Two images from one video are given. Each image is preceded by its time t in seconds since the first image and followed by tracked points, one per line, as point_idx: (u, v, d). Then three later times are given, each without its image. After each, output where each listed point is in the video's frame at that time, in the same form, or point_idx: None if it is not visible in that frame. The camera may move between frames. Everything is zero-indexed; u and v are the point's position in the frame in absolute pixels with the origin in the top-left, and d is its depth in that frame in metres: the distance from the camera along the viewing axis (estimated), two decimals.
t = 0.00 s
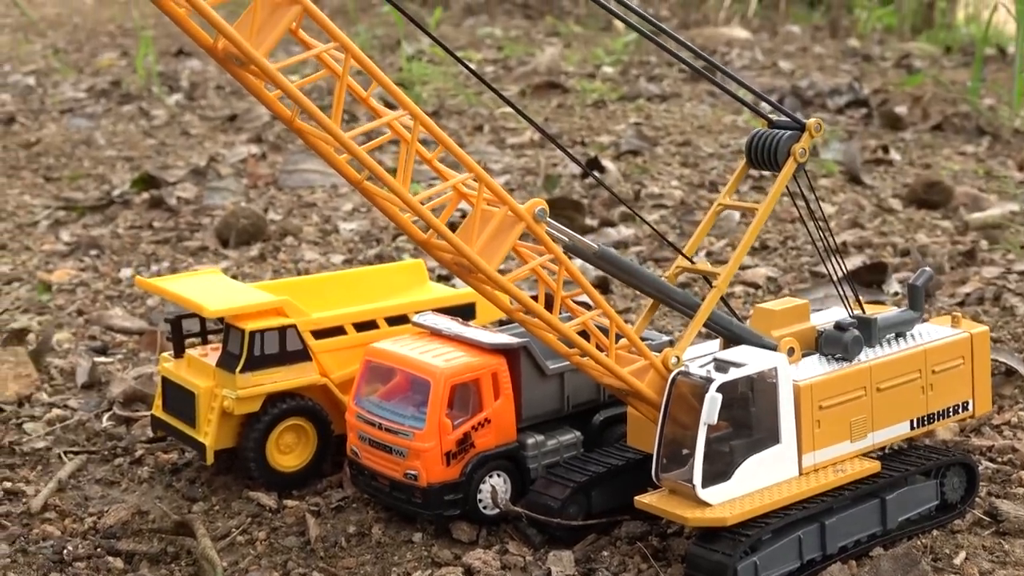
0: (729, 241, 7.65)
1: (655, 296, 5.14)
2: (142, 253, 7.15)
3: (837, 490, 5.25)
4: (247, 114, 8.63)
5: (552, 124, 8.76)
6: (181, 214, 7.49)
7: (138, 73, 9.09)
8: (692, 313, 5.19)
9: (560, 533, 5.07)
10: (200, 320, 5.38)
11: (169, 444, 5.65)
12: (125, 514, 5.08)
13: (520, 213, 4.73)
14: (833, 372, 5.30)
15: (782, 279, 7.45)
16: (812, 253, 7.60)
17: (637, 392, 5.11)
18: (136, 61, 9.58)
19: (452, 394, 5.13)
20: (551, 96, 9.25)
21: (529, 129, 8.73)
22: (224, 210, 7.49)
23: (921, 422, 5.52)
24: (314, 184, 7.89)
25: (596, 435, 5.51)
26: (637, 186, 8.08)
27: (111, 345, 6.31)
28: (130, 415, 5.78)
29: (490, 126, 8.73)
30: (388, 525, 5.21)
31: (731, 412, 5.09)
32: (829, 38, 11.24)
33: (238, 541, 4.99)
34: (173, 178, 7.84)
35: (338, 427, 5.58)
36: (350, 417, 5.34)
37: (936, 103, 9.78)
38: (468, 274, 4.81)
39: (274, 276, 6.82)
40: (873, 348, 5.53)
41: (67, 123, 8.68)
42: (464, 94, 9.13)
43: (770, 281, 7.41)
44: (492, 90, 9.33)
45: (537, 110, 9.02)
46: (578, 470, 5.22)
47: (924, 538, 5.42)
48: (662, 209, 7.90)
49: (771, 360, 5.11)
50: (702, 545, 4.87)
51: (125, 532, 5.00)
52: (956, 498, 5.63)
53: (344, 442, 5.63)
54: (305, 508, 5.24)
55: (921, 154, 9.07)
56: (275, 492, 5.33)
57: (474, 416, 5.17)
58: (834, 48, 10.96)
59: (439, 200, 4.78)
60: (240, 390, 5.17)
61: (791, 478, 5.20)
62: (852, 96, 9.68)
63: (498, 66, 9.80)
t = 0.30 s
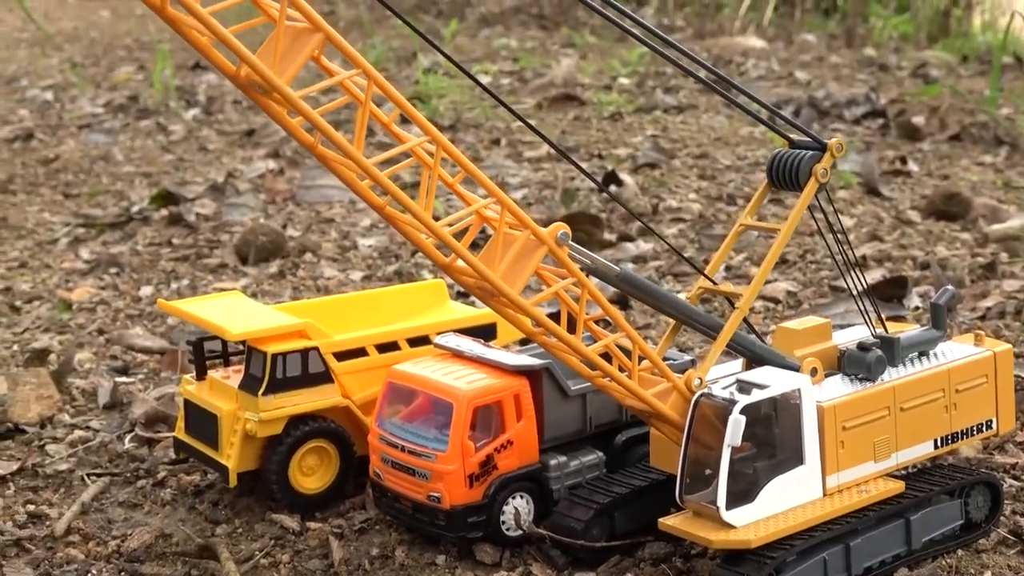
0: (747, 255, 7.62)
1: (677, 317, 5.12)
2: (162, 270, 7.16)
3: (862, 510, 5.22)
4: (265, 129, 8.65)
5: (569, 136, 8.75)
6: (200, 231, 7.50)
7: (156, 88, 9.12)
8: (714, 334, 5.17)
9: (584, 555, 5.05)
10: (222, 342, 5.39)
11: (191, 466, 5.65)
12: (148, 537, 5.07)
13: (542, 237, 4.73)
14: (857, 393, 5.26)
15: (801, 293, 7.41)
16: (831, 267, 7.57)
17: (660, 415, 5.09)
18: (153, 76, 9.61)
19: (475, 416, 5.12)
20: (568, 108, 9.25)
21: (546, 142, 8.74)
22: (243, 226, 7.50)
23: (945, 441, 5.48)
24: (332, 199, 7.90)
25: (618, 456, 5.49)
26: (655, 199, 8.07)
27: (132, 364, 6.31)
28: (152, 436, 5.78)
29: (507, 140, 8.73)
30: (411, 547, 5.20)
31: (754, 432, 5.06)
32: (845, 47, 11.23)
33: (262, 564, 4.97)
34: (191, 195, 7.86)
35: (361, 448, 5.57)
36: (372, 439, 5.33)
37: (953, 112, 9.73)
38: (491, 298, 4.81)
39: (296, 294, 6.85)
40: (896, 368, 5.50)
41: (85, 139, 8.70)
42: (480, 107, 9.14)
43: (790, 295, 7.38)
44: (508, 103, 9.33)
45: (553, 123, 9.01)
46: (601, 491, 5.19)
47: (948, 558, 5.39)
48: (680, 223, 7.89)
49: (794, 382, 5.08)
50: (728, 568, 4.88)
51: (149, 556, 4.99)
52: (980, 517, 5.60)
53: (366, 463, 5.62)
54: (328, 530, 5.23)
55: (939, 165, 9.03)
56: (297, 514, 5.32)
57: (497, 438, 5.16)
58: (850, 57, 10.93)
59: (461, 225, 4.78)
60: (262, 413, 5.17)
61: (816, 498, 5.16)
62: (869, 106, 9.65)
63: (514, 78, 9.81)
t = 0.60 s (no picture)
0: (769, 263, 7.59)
1: (702, 327, 5.11)
2: (184, 274, 7.17)
3: (887, 522, 5.19)
4: (286, 133, 8.67)
5: (590, 141, 8.73)
6: (222, 235, 7.51)
7: (177, 91, 9.14)
8: (739, 345, 5.16)
9: (608, 565, 5.02)
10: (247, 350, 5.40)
11: (214, 472, 5.65)
12: (172, 544, 5.04)
13: (568, 248, 4.73)
14: (882, 404, 5.24)
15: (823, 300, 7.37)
16: (854, 274, 7.54)
17: (685, 425, 5.07)
18: (174, 79, 9.63)
19: (499, 425, 5.11)
20: (588, 113, 9.24)
21: (566, 147, 8.73)
22: (264, 231, 7.51)
23: (970, 453, 5.45)
24: (353, 204, 7.91)
25: (642, 465, 5.47)
26: (676, 205, 8.05)
27: (155, 369, 6.32)
28: (175, 442, 5.78)
29: (527, 144, 8.72)
30: (435, 555, 5.19)
31: (780, 442, 5.03)
32: (865, 52, 11.19)
33: (285, 571, 4.94)
34: (213, 199, 7.87)
35: (384, 456, 5.56)
36: (396, 447, 5.33)
37: (975, 118, 9.66)
38: (516, 309, 4.80)
39: (318, 299, 6.86)
40: (921, 379, 5.48)
41: (107, 142, 8.72)
42: (501, 112, 9.13)
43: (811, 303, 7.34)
44: (529, 107, 9.32)
45: (574, 127, 9.00)
46: (625, 501, 5.16)
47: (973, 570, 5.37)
48: (701, 229, 7.87)
49: (820, 393, 5.05)
50: None
51: (173, 562, 4.97)
52: (1005, 529, 5.57)
53: (389, 471, 5.62)
54: (352, 538, 5.21)
55: (961, 170, 8.95)
56: (321, 521, 5.31)
57: (521, 447, 5.14)
58: (870, 61, 10.89)
59: (487, 235, 4.78)
60: (287, 421, 5.17)
61: (841, 510, 5.13)
62: (890, 112, 9.60)
63: (534, 82, 9.80)
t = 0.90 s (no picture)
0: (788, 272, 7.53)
1: (723, 342, 5.10)
2: (202, 282, 7.19)
3: (908, 539, 5.16)
4: (303, 139, 8.68)
5: (608, 148, 8.72)
6: (240, 242, 7.53)
7: (195, 97, 9.17)
8: (760, 360, 5.14)
9: None
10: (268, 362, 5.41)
11: (234, 484, 5.66)
12: (193, 556, 5.03)
13: (590, 264, 4.72)
14: (904, 420, 5.21)
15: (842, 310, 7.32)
16: (873, 284, 7.52)
17: (706, 441, 5.05)
18: (192, 83, 9.66)
19: (519, 439, 5.10)
20: (605, 119, 9.23)
21: (584, 153, 8.72)
22: (283, 238, 7.53)
23: (992, 469, 5.43)
24: (371, 211, 7.94)
25: (662, 480, 5.46)
26: (695, 214, 8.03)
27: (174, 379, 6.32)
28: (195, 452, 5.79)
29: (545, 151, 8.72)
30: (455, 569, 5.17)
31: (801, 460, 5.00)
32: (882, 57, 11.16)
33: None
34: (231, 206, 7.89)
35: (404, 469, 5.56)
36: (417, 460, 5.33)
37: (994, 125, 9.59)
38: (538, 325, 4.79)
39: (337, 307, 6.89)
40: (943, 395, 5.45)
41: (125, 147, 8.74)
42: (519, 119, 9.14)
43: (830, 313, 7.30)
44: (546, 112, 9.31)
45: (591, 134, 8.98)
46: (645, 515, 5.15)
47: None
48: (719, 237, 7.85)
49: (842, 409, 5.03)
50: None
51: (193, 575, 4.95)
52: None
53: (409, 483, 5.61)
54: (372, 551, 5.20)
55: (980, 178, 8.88)
56: (341, 533, 5.30)
57: (541, 461, 5.14)
58: (888, 67, 10.85)
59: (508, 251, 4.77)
60: (307, 434, 5.18)
61: (862, 526, 5.10)
62: (909, 118, 9.55)
63: (552, 87, 9.79)
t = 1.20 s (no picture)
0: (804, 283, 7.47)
1: (741, 358, 5.09)
2: (219, 289, 7.20)
3: (926, 556, 5.13)
4: (319, 145, 8.70)
5: (623, 156, 8.71)
6: (256, 250, 7.54)
7: (211, 102, 9.19)
8: (779, 377, 5.13)
9: None
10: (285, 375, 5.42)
11: (251, 495, 5.66)
12: (210, 568, 5.03)
13: (610, 281, 4.72)
14: (922, 437, 5.19)
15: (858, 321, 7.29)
16: (889, 295, 7.50)
17: (724, 457, 5.04)
18: (207, 88, 9.68)
19: (537, 453, 5.10)
20: (621, 126, 9.23)
21: (600, 161, 8.71)
22: (299, 246, 7.54)
23: (1010, 486, 5.41)
24: (386, 219, 7.96)
25: (679, 494, 5.44)
26: (710, 223, 8.01)
27: (191, 388, 6.33)
28: (212, 463, 5.79)
29: (560, 159, 8.73)
30: None
31: (819, 477, 4.98)
32: (897, 65, 11.13)
33: None
34: (247, 212, 7.91)
35: (421, 481, 5.56)
36: (434, 474, 5.33)
37: (1010, 134, 9.53)
38: (557, 342, 4.80)
39: (353, 316, 6.90)
40: (961, 412, 5.42)
41: (141, 153, 8.75)
42: (534, 125, 9.13)
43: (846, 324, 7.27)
44: (561, 119, 9.30)
45: (606, 141, 8.98)
46: (662, 531, 5.12)
47: None
48: (735, 247, 7.84)
49: (860, 426, 5.00)
50: None
51: None
52: None
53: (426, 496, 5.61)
54: (388, 564, 5.20)
55: (996, 188, 8.79)
56: (358, 546, 5.30)
57: (558, 476, 5.14)
58: (903, 74, 10.82)
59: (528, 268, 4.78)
60: (325, 446, 5.18)
61: (880, 543, 5.07)
62: (924, 127, 9.51)
63: (567, 93, 9.79)
